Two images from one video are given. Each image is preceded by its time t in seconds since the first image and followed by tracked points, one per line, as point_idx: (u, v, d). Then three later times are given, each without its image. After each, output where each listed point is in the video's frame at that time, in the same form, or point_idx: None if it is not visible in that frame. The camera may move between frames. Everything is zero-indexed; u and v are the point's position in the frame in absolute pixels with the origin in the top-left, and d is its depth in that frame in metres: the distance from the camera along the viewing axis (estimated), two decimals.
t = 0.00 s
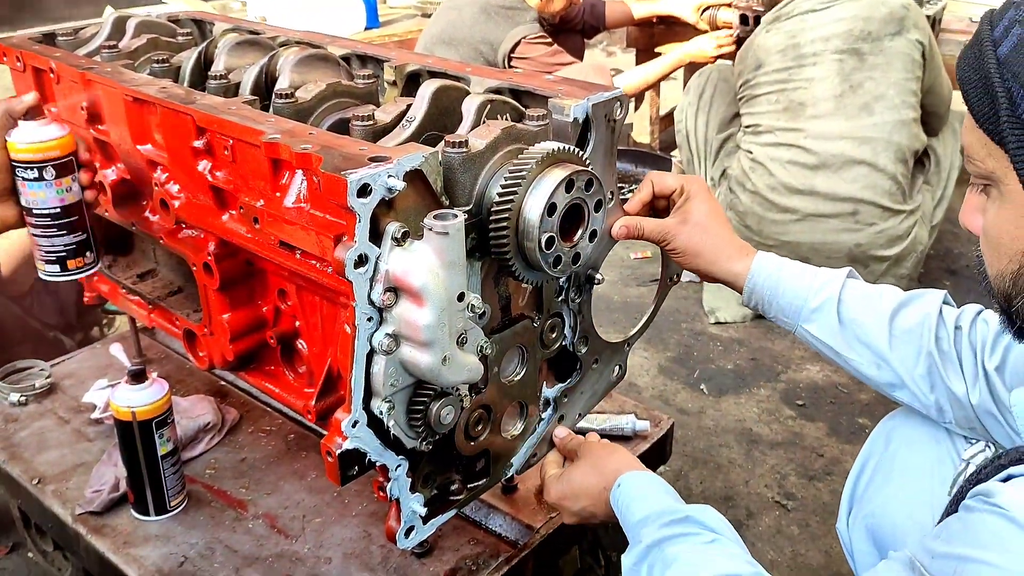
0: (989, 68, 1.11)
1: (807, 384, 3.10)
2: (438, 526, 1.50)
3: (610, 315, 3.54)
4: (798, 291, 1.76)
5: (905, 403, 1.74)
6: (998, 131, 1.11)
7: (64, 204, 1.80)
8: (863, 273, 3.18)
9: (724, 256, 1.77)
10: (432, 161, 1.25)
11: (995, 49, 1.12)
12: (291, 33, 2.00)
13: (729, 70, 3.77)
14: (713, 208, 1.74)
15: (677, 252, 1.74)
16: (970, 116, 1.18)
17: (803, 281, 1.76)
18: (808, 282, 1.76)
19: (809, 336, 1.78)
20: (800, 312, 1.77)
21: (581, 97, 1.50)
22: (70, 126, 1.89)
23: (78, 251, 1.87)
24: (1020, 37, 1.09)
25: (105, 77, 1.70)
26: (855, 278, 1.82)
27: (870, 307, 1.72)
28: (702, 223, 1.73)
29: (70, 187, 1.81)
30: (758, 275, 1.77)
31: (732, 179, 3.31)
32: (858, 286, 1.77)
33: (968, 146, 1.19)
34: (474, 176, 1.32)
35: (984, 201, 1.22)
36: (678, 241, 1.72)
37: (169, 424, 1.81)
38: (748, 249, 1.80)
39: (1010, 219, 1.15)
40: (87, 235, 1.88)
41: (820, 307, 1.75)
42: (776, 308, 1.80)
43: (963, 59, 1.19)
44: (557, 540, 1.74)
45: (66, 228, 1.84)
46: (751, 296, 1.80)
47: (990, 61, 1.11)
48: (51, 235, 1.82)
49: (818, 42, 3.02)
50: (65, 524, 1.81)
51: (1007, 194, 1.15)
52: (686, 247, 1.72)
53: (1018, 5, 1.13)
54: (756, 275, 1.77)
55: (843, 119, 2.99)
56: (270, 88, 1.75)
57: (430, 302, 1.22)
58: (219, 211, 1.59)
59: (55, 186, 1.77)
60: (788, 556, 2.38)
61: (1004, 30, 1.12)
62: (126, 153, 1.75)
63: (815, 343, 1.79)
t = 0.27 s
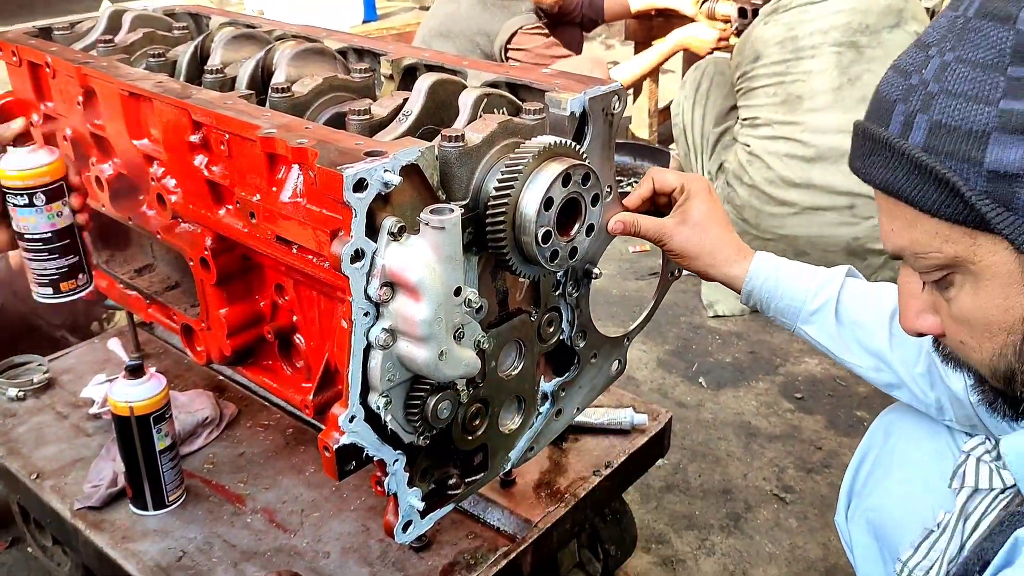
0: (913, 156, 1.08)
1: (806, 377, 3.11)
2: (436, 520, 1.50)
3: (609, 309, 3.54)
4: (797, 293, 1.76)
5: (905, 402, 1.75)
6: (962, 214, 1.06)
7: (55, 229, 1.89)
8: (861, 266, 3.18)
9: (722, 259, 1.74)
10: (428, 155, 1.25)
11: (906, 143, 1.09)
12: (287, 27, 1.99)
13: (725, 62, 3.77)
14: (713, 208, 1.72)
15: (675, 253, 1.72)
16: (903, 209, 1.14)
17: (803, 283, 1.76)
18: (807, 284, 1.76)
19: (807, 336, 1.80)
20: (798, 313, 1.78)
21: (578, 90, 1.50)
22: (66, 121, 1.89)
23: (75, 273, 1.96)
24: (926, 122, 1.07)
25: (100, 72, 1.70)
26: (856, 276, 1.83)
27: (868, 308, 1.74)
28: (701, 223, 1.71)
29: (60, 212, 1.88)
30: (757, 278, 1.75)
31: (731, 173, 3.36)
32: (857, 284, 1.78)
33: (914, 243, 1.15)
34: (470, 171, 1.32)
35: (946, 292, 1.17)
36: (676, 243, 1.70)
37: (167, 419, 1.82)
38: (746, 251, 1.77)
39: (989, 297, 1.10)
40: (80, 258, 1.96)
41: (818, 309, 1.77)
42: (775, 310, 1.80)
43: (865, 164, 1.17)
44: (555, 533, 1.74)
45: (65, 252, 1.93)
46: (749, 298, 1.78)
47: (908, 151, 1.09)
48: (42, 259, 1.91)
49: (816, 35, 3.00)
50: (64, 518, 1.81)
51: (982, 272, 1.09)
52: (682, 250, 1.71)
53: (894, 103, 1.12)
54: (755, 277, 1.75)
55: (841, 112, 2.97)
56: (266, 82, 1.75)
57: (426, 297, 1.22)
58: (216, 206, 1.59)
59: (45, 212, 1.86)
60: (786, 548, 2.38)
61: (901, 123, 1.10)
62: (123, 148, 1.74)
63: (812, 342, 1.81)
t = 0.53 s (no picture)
0: (902, 161, 1.06)
1: (805, 370, 3.11)
2: (434, 513, 1.50)
3: (608, 302, 3.54)
4: (797, 286, 1.75)
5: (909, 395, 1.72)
6: (947, 221, 1.05)
7: (76, 290, 1.97)
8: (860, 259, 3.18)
9: (720, 251, 1.74)
10: (425, 147, 1.25)
11: (895, 146, 1.07)
12: (284, 19, 1.98)
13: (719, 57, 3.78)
14: (712, 198, 1.71)
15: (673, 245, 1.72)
16: (895, 215, 1.12)
17: (803, 275, 1.75)
18: (807, 278, 1.75)
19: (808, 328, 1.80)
20: (799, 307, 1.78)
21: (575, 82, 1.49)
22: (62, 113, 1.88)
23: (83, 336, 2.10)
24: (916, 127, 1.05)
25: (96, 64, 1.69)
26: (860, 268, 1.82)
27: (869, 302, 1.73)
28: (699, 215, 1.71)
29: (84, 275, 1.97)
30: (756, 272, 1.75)
31: (725, 159, 3.36)
32: (859, 277, 1.76)
33: (902, 248, 1.14)
34: (467, 163, 1.31)
35: (936, 298, 1.16)
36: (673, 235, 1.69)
37: (165, 412, 1.81)
38: (745, 243, 1.76)
39: (978, 308, 1.09)
40: (92, 321, 2.09)
41: (819, 302, 1.76)
42: (776, 303, 1.79)
43: (854, 165, 1.16)
44: (552, 526, 1.74)
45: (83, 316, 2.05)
46: (750, 291, 1.78)
47: (898, 156, 1.06)
48: (61, 319, 2.03)
49: (829, 25, 2.93)
50: (62, 512, 1.81)
51: (970, 281, 1.08)
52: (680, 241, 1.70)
53: (885, 104, 1.10)
54: (755, 271, 1.75)
55: (840, 107, 2.98)
56: (263, 75, 1.74)
57: (423, 289, 1.21)
58: (212, 199, 1.58)
59: (70, 274, 1.95)
60: (785, 541, 2.38)
61: (891, 126, 1.08)
62: (119, 141, 1.73)
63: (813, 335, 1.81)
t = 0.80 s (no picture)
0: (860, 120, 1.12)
1: (808, 366, 3.11)
2: (437, 508, 1.50)
3: (610, 298, 3.54)
4: (802, 282, 1.77)
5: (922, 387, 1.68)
6: (872, 180, 1.10)
7: (73, 255, 1.96)
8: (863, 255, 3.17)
9: (723, 244, 1.74)
10: (428, 141, 1.25)
11: (863, 105, 1.13)
12: (287, 14, 1.98)
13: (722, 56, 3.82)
14: (712, 192, 1.71)
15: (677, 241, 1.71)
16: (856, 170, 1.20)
17: (808, 271, 1.77)
18: (813, 274, 1.77)
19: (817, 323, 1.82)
20: (807, 302, 1.80)
21: (578, 77, 1.49)
22: (65, 108, 1.88)
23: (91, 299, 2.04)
24: (881, 91, 1.08)
25: (99, 59, 1.69)
26: (865, 258, 1.80)
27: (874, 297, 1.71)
28: (701, 210, 1.70)
29: (77, 241, 1.97)
30: (761, 268, 1.77)
31: (724, 149, 3.37)
32: (864, 269, 1.75)
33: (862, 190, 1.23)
34: (470, 157, 1.31)
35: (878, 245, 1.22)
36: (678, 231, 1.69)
37: (168, 407, 1.82)
38: (751, 238, 1.78)
39: (892, 257, 1.16)
40: (97, 285, 2.05)
41: (825, 297, 1.77)
42: (783, 299, 1.82)
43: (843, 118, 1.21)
44: (555, 522, 1.74)
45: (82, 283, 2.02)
46: (757, 287, 1.81)
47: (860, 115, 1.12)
48: (62, 287, 1.99)
49: (832, 20, 2.92)
50: (65, 506, 1.82)
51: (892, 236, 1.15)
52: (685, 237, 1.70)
53: (877, 63, 1.13)
54: (760, 267, 1.77)
55: (839, 102, 3.00)
56: (265, 70, 1.74)
57: (426, 284, 1.21)
58: (215, 194, 1.58)
59: (63, 239, 1.94)
60: (788, 537, 2.38)
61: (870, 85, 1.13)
62: (122, 136, 1.73)
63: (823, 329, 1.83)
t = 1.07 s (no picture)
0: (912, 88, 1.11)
1: (809, 364, 3.11)
2: (439, 506, 1.50)
3: (612, 297, 3.54)
4: (802, 278, 1.76)
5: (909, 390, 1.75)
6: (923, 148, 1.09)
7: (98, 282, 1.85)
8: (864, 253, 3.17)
9: (724, 241, 1.73)
10: (431, 140, 1.24)
11: (918, 72, 1.11)
12: (289, 12, 1.98)
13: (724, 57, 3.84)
14: (714, 189, 1.70)
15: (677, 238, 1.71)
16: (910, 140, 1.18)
17: (808, 267, 1.76)
18: (813, 270, 1.75)
19: (813, 320, 1.80)
20: (804, 298, 1.78)
21: (580, 75, 1.49)
22: (67, 107, 1.88)
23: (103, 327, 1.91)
24: (936, 57, 1.07)
25: (102, 57, 1.69)
26: (862, 258, 1.81)
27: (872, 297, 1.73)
28: (703, 207, 1.70)
29: (107, 268, 1.86)
30: (762, 262, 1.75)
31: (723, 149, 3.37)
32: (863, 268, 1.77)
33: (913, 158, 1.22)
34: (472, 156, 1.31)
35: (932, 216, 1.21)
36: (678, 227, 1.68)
37: (170, 405, 1.82)
38: (750, 233, 1.76)
39: (944, 227, 1.14)
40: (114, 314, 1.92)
41: (824, 295, 1.76)
42: (781, 294, 1.80)
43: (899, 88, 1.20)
44: (557, 521, 1.74)
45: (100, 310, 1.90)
46: (755, 282, 1.78)
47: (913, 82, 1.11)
48: (81, 311, 1.87)
49: (826, 18, 2.93)
50: (68, 504, 1.82)
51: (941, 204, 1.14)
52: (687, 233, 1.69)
53: (935, 30, 1.12)
54: (761, 261, 1.75)
55: (835, 101, 3.00)
56: (268, 68, 1.74)
57: (428, 281, 1.21)
58: (217, 192, 1.59)
59: (92, 264, 1.83)
60: (790, 536, 2.38)
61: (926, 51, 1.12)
62: (124, 134, 1.73)
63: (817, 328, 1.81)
